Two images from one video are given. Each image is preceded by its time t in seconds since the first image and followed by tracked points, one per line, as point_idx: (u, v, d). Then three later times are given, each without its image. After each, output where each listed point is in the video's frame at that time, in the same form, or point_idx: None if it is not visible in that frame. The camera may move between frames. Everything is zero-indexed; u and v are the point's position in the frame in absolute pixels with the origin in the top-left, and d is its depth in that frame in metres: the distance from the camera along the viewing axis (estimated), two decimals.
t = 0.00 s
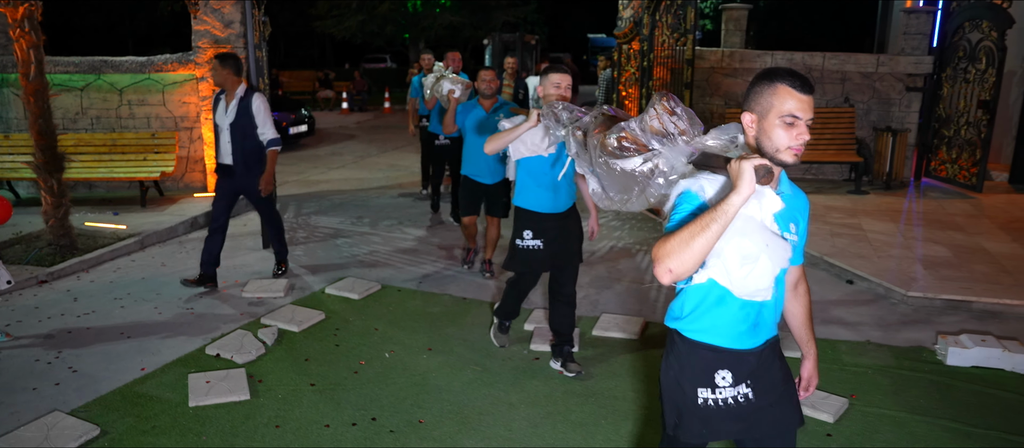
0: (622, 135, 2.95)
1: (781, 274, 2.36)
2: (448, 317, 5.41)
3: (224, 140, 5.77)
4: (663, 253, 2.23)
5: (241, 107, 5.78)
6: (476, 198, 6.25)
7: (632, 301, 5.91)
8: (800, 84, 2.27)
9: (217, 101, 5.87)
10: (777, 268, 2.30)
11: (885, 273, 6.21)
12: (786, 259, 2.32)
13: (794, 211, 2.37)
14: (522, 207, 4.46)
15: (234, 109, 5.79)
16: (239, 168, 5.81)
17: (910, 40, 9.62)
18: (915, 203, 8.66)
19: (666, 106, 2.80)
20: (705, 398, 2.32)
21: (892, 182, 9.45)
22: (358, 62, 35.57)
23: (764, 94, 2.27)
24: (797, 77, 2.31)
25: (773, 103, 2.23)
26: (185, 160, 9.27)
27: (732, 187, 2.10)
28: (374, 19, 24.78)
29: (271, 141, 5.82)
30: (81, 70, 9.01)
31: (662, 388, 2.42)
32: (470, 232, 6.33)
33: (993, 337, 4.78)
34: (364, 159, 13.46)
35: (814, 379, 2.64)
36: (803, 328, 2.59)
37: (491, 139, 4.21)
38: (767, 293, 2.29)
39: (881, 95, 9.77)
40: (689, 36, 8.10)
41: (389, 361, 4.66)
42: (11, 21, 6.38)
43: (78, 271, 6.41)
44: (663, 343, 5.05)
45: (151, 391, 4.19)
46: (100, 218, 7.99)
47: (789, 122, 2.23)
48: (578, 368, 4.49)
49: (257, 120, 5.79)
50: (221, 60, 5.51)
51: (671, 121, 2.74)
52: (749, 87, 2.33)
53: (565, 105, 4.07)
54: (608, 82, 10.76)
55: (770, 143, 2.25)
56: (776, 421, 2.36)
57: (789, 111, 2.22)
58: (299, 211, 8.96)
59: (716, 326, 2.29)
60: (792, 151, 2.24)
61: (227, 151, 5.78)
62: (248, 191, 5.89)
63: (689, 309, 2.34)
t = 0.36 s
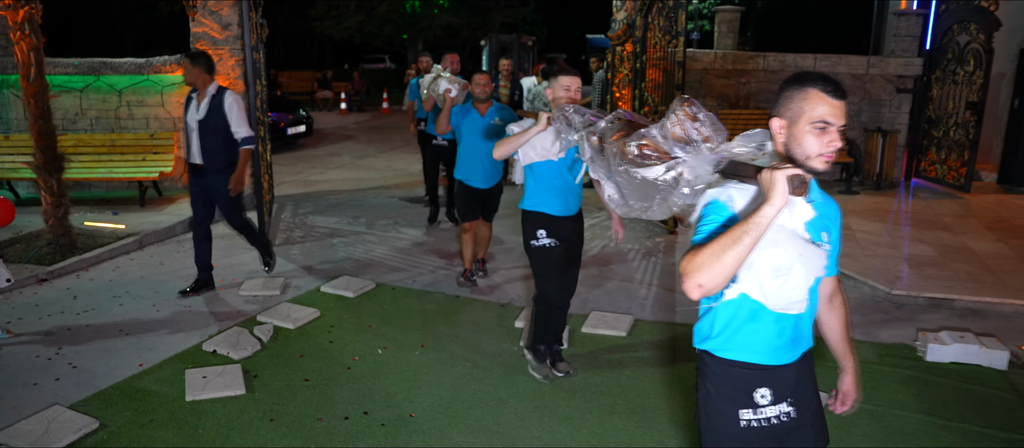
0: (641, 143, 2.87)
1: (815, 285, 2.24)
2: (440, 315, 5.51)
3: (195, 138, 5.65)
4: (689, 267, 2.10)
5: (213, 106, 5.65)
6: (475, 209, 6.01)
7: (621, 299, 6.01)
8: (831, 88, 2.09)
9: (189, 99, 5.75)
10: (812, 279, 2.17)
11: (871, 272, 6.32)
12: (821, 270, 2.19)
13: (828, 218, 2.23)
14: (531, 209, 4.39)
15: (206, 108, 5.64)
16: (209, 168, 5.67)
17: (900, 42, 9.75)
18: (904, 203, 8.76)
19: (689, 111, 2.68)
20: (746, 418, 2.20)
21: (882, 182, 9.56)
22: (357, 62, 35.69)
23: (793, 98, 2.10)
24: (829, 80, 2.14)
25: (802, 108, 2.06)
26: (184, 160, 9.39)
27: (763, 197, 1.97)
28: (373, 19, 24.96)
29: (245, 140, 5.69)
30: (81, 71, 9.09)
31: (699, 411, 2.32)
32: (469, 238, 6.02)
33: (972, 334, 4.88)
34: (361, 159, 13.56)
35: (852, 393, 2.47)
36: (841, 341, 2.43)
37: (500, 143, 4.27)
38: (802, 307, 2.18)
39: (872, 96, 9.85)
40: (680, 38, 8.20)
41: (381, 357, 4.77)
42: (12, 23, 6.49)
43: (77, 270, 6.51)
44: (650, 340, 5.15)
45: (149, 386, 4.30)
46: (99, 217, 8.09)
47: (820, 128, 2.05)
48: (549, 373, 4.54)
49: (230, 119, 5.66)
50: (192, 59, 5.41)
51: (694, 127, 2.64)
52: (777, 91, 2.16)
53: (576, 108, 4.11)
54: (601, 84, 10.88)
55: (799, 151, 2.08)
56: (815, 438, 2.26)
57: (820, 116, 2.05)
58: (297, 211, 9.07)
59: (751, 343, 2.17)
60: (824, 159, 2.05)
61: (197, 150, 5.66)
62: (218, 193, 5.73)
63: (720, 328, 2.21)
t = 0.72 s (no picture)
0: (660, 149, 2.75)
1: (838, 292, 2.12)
2: (431, 311, 5.63)
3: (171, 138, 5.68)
4: (717, 279, 2.00)
5: (191, 105, 5.68)
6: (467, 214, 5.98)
7: (608, 295, 6.13)
8: (858, 90, 2.04)
9: (167, 99, 5.78)
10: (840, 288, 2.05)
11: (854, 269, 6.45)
12: (850, 276, 2.06)
13: (854, 224, 2.10)
14: (536, 219, 4.31)
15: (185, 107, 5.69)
16: (185, 168, 5.69)
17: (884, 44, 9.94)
18: (889, 202, 8.91)
19: (708, 115, 2.56)
20: (774, 420, 2.14)
21: (867, 181, 9.72)
22: (351, 64, 35.78)
23: (818, 102, 2.05)
24: (855, 81, 2.08)
25: (829, 112, 2.01)
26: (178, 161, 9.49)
27: (793, 205, 1.85)
28: (366, 21, 25.39)
29: (226, 141, 5.75)
30: (76, 72, 9.17)
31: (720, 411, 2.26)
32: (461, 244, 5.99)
33: (946, 328, 5.03)
34: (355, 160, 13.66)
35: (923, 414, 2.27)
36: (889, 352, 2.24)
37: (506, 150, 4.16)
38: (826, 316, 2.08)
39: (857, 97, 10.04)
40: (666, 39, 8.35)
41: (373, 352, 4.88)
42: (9, 25, 6.58)
43: (73, 268, 6.61)
44: (635, 335, 5.27)
45: (146, 380, 4.40)
46: (94, 217, 8.19)
47: (848, 132, 2.00)
48: (591, 392, 4.23)
49: (210, 119, 5.69)
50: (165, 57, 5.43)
51: (715, 131, 2.51)
52: (800, 94, 2.11)
53: (585, 115, 4.06)
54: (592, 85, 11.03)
55: (826, 156, 2.03)
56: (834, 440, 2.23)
57: (847, 119, 2.00)
58: (291, 211, 9.18)
59: (776, 350, 2.09)
60: (852, 165, 2.01)
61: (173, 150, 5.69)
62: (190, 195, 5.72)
63: (743, 337, 2.13)
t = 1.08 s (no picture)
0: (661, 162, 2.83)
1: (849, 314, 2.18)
2: (408, 307, 5.74)
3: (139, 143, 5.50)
4: (725, 302, 1.96)
5: (158, 110, 5.54)
6: (440, 212, 6.11)
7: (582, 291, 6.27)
8: (868, 102, 2.02)
9: (130, 103, 5.61)
10: (848, 307, 2.08)
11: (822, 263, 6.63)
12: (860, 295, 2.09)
13: (862, 242, 2.19)
14: (529, 221, 4.30)
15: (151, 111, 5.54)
16: (153, 174, 5.51)
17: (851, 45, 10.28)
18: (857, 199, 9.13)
19: (709, 126, 2.64)
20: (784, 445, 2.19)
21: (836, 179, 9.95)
22: (330, 64, 35.73)
23: (828, 114, 2.02)
24: (864, 93, 2.06)
25: (839, 125, 1.99)
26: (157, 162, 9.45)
27: (803, 225, 1.85)
28: (345, 21, 25.47)
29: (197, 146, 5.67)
30: (53, 73, 9.17)
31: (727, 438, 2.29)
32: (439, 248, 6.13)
33: (906, 319, 5.22)
34: (334, 160, 13.73)
35: (948, 431, 2.27)
36: (903, 367, 2.30)
37: (497, 152, 4.18)
38: (836, 336, 2.11)
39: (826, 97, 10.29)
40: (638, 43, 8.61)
41: (351, 347, 4.98)
42: None
43: (53, 268, 6.65)
44: (608, 329, 5.41)
45: (127, 376, 4.48)
46: (73, 217, 8.22)
47: (858, 145, 1.98)
48: (569, 393, 4.32)
49: (178, 125, 5.58)
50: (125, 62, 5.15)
51: (715, 143, 2.60)
52: (808, 106, 2.09)
53: (578, 117, 4.09)
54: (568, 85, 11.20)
55: (837, 170, 2.00)
56: None
57: (858, 132, 1.97)
58: (270, 210, 9.25)
59: (787, 374, 2.12)
60: (863, 179, 1.98)
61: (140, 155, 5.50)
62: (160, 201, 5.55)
63: (753, 360, 2.14)
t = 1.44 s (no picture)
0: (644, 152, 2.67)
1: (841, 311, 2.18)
2: (380, 304, 5.84)
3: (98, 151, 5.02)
4: (714, 293, 1.96)
5: (120, 118, 5.08)
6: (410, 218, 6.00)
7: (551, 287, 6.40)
8: (865, 95, 2.07)
9: (86, 108, 5.12)
10: (839, 303, 2.07)
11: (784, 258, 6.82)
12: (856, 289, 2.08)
13: (855, 236, 2.20)
14: (509, 222, 4.28)
15: (111, 118, 5.08)
16: (114, 185, 5.03)
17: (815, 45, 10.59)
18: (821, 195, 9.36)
19: (697, 116, 2.51)
20: None
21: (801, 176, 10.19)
22: (305, 65, 35.63)
23: (825, 106, 2.07)
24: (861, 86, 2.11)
25: (836, 116, 2.03)
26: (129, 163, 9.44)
27: (796, 215, 1.85)
28: (320, 22, 25.45)
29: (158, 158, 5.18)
30: (21, 74, 9.06)
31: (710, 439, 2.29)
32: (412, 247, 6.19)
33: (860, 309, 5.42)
34: (309, 160, 13.78)
35: (893, 432, 2.41)
36: (865, 368, 2.38)
37: (480, 152, 4.15)
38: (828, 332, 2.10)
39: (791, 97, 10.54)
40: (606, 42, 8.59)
41: (322, 343, 5.08)
42: None
43: (24, 269, 6.66)
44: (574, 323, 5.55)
45: (101, 373, 4.54)
46: (44, 219, 8.22)
47: (854, 139, 2.03)
48: (535, 385, 4.45)
49: (140, 134, 5.13)
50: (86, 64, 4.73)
51: (704, 134, 2.47)
52: (805, 97, 2.13)
53: (563, 114, 4.04)
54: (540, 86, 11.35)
55: (831, 163, 2.05)
56: None
57: (854, 125, 2.03)
58: (244, 210, 9.30)
59: (771, 373, 2.11)
60: (857, 172, 2.03)
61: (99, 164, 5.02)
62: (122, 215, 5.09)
63: (738, 355, 2.14)
